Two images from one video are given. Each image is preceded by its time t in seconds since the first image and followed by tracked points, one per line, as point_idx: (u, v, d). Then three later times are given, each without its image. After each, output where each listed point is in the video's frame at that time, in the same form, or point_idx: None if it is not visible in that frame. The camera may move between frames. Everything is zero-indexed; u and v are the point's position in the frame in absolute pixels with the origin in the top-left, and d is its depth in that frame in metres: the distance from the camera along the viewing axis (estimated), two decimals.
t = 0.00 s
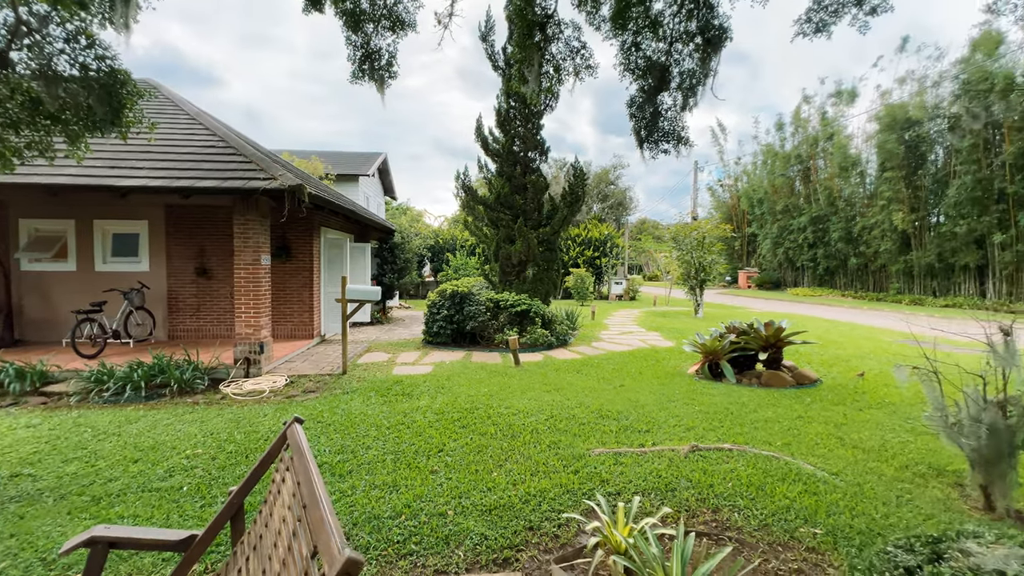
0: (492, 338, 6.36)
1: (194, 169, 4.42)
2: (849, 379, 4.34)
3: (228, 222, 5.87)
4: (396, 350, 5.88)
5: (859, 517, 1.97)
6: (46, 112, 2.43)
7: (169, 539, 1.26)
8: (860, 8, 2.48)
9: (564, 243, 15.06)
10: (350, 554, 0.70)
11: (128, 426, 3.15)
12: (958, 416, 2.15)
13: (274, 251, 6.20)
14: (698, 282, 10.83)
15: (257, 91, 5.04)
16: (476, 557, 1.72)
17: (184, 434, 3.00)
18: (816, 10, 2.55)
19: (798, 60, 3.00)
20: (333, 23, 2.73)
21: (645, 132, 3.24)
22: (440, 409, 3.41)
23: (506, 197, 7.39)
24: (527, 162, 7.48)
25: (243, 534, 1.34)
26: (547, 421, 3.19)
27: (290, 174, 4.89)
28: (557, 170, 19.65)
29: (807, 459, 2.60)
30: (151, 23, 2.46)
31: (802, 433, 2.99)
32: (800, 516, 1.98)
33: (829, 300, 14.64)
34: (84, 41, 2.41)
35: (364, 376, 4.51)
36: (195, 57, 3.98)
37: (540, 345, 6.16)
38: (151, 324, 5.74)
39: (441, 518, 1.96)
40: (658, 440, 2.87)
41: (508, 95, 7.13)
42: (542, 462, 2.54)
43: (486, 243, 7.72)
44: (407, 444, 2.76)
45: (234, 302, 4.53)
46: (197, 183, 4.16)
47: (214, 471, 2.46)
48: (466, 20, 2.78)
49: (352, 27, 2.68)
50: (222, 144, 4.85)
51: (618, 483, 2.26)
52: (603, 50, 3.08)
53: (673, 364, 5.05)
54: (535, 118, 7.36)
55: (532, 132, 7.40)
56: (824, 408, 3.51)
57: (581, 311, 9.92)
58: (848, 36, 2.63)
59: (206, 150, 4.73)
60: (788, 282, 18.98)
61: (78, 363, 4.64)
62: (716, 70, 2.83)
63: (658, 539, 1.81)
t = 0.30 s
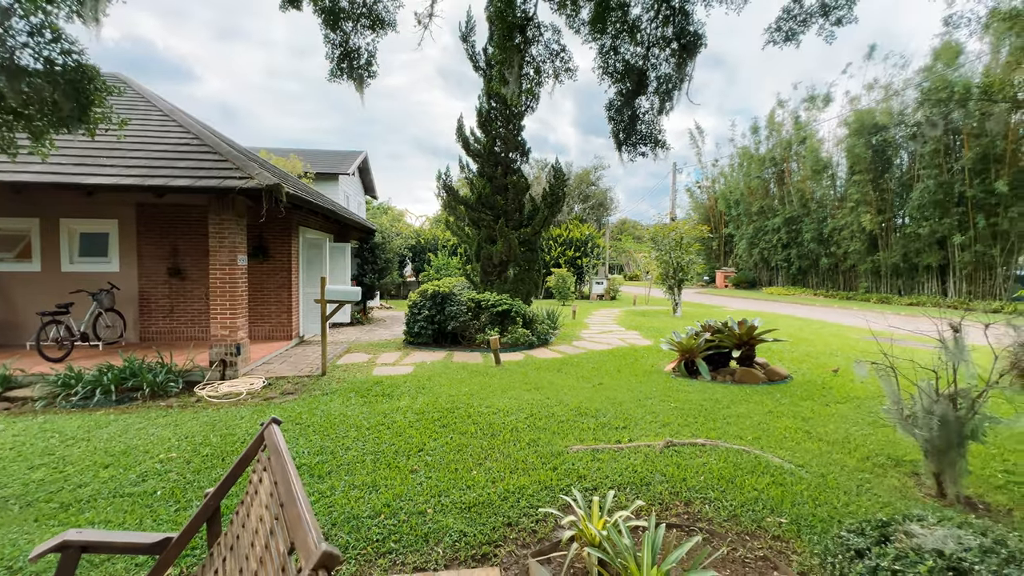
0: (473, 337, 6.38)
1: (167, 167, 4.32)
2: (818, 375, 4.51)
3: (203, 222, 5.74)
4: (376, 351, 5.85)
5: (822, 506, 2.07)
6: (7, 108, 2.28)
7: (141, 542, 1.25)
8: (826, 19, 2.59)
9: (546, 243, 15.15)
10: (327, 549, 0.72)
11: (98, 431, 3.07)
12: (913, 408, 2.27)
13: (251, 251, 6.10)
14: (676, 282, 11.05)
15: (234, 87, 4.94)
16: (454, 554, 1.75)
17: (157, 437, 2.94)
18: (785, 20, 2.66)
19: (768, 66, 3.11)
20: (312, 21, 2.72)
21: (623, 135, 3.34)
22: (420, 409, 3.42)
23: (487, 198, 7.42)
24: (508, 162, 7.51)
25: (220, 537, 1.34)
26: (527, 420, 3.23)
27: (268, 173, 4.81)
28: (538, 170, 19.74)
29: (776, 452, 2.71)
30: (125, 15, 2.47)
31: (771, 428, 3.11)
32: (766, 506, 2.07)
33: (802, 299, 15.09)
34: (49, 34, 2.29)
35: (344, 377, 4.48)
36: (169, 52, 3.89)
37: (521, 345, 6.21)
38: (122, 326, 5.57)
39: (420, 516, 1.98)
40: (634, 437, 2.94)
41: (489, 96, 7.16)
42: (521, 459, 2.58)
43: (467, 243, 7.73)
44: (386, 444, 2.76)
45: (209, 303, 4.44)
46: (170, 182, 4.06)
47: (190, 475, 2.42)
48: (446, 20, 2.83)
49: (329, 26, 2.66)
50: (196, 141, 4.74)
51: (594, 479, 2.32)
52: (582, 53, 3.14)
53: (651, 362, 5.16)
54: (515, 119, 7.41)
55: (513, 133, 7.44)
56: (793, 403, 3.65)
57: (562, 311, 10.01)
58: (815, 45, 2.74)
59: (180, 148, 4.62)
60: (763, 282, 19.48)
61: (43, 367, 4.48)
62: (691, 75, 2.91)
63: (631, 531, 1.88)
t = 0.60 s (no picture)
0: (451, 337, 6.36)
1: (132, 162, 4.17)
2: (784, 371, 4.69)
3: (170, 220, 5.56)
4: (352, 352, 5.78)
5: (784, 495, 2.16)
6: None
7: (107, 547, 1.23)
8: (791, 27, 2.72)
9: (524, 243, 15.20)
10: (298, 543, 0.73)
11: (57, 436, 2.95)
12: (867, 399, 2.40)
13: (222, 250, 5.94)
14: (651, 281, 11.25)
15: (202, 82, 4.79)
16: (430, 550, 1.76)
17: (122, 442, 2.84)
18: (753, 27, 2.76)
19: (738, 72, 3.22)
20: (285, 15, 2.68)
21: (599, 137, 3.45)
22: (397, 409, 3.40)
23: (465, 197, 7.42)
24: (486, 162, 7.52)
25: (189, 538, 1.32)
26: (504, 418, 3.26)
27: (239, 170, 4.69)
28: (517, 170, 19.80)
29: (743, 444, 2.81)
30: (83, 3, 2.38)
31: (740, 421, 3.22)
32: (733, 496, 2.15)
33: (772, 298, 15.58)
34: (2, 22, 2.22)
35: (319, 378, 4.42)
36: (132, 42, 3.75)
37: (499, 344, 6.23)
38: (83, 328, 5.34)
39: (396, 515, 1.99)
40: (608, 432, 3.01)
41: (466, 95, 7.16)
42: (498, 457, 2.61)
43: (445, 242, 7.71)
44: (362, 445, 2.75)
45: (177, 303, 4.31)
46: (136, 178, 3.93)
47: (157, 480, 2.35)
48: (423, 18, 2.85)
49: (303, 21, 2.63)
50: (164, 136, 4.60)
51: (569, 474, 2.36)
52: (559, 55, 3.20)
53: (626, 359, 5.26)
54: (493, 119, 7.43)
55: (491, 133, 7.45)
56: (760, 397, 3.79)
57: (540, 310, 10.08)
58: (781, 52, 2.87)
59: (146, 143, 4.47)
60: (735, 281, 20.01)
61: None
62: (664, 79, 3.04)
63: (602, 523, 1.94)
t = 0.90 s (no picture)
0: (431, 337, 6.35)
1: (98, 158, 4.02)
2: (756, 367, 4.84)
3: (139, 218, 5.38)
4: (331, 352, 5.71)
5: (755, 486, 2.25)
6: None
7: (76, 553, 1.20)
8: (763, 35, 2.78)
9: (505, 242, 15.24)
10: (277, 541, 0.73)
11: (18, 443, 2.83)
12: (832, 394, 2.51)
13: (194, 249, 5.78)
14: (630, 281, 11.44)
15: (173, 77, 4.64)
16: (410, 549, 1.77)
17: (89, 448, 2.75)
18: (726, 34, 2.84)
19: (714, 76, 3.32)
20: (261, 11, 2.64)
21: (578, 138, 3.51)
22: (376, 410, 3.39)
23: (445, 197, 7.40)
24: (466, 161, 7.52)
25: (163, 542, 1.30)
26: (485, 416, 3.29)
27: (213, 167, 4.58)
28: (497, 170, 19.83)
29: (716, 438, 2.90)
30: None
31: (714, 417, 3.32)
32: (706, 488, 2.22)
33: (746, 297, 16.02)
34: None
35: (297, 379, 4.35)
36: (98, 34, 3.62)
37: (479, 343, 6.24)
38: (45, 330, 5.13)
39: (376, 515, 1.99)
40: (587, 429, 3.06)
41: (446, 95, 7.14)
42: (478, 455, 2.63)
43: (425, 241, 7.67)
44: (342, 446, 2.73)
45: (147, 304, 4.18)
46: (103, 174, 3.80)
47: (126, 485, 2.29)
48: (402, 16, 2.83)
49: (280, 17, 2.60)
50: (132, 132, 4.45)
51: (549, 471, 2.40)
52: (539, 56, 3.22)
53: (605, 358, 5.35)
54: (473, 119, 7.43)
55: (471, 133, 7.46)
56: (733, 393, 3.91)
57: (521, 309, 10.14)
58: (753, 58, 2.95)
59: (114, 138, 4.32)
60: (712, 281, 20.50)
61: None
62: (642, 82, 3.11)
63: (580, 517, 1.98)
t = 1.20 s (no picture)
0: (415, 337, 6.32)
1: (69, 154, 3.90)
2: (736, 365, 4.95)
3: (112, 217, 5.22)
4: (313, 353, 5.64)
5: (733, 481, 2.31)
6: None
7: (48, 561, 1.17)
8: (741, 40, 2.85)
9: (489, 242, 15.23)
10: (258, 542, 0.73)
11: None
12: (806, 390, 2.59)
13: (170, 248, 5.64)
14: (614, 280, 11.55)
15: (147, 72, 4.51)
16: (394, 549, 1.77)
17: (60, 453, 2.67)
18: (706, 38, 2.90)
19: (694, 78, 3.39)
20: (240, 6, 2.60)
21: (561, 138, 3.54)
22: (360, 411, 3.36)
23: (429, 196, 7.38)
24: (451, 161, 7.50)
25: (140, 547, 1.27)
26: (469, 416, 3.30)
27: (190, 164, 4.47)
28: (482, 170, 19.80)
29: (696, 435, 2.97)
30: None
31: (693, 413, 3.39)
32: (686, 484, 2.27)
33: (726, 296, 16.33)
34: None
35: (278, 380, 4.29)
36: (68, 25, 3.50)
37: (464, 343, 6.24)
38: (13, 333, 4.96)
39: (359, 516, 1.98)
40: (571, 427, 3.10)
41: (430, 94, 7.10)
42: (463, 455, 2.64)
43: (409, 241, 7.63)
44: (324, 447, 2.70)
45: (121, 305, 4.07)
46: (74, 171, 3.68)
47: (100, 491, 2.23)
48: (385, 14, 2.81)
49: (260, 13, 2.56)
50: (105, 128, 4.32)
51: (533, 469, 2.42)
52: (523, 56, 3.23)
53: (588, 356, 5.40)
54: (457, 118, 7.41)
55: (455, 132, 7.44)
56: (713, 390, 4.00)
57: (505, 309, 10.16)
58: (732, 62, 3.02)
59: (86, 134, 4.19)
60: (693, 280, 20.84)
61: None
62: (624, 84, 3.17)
63: (562, 513, 2.01)
